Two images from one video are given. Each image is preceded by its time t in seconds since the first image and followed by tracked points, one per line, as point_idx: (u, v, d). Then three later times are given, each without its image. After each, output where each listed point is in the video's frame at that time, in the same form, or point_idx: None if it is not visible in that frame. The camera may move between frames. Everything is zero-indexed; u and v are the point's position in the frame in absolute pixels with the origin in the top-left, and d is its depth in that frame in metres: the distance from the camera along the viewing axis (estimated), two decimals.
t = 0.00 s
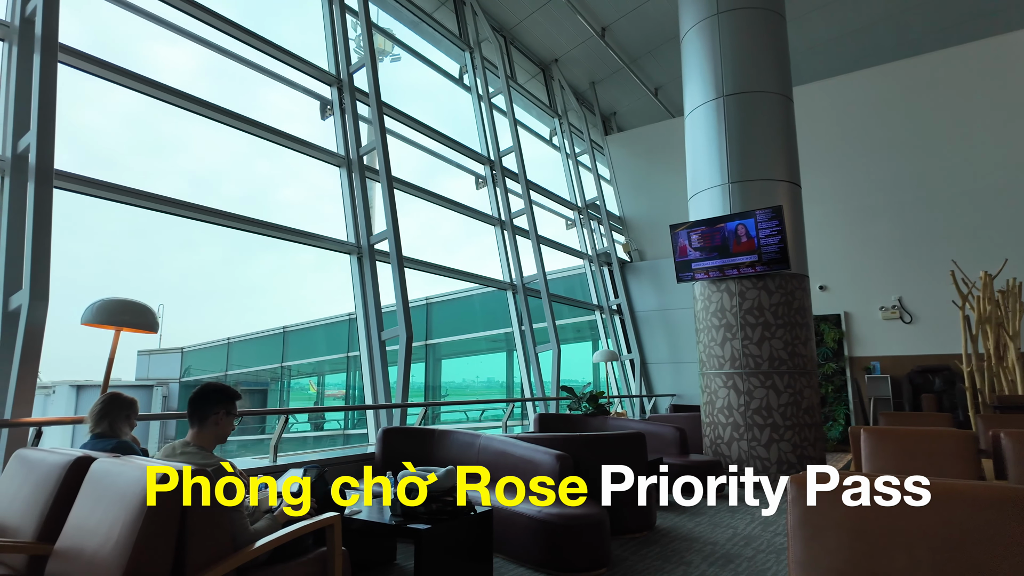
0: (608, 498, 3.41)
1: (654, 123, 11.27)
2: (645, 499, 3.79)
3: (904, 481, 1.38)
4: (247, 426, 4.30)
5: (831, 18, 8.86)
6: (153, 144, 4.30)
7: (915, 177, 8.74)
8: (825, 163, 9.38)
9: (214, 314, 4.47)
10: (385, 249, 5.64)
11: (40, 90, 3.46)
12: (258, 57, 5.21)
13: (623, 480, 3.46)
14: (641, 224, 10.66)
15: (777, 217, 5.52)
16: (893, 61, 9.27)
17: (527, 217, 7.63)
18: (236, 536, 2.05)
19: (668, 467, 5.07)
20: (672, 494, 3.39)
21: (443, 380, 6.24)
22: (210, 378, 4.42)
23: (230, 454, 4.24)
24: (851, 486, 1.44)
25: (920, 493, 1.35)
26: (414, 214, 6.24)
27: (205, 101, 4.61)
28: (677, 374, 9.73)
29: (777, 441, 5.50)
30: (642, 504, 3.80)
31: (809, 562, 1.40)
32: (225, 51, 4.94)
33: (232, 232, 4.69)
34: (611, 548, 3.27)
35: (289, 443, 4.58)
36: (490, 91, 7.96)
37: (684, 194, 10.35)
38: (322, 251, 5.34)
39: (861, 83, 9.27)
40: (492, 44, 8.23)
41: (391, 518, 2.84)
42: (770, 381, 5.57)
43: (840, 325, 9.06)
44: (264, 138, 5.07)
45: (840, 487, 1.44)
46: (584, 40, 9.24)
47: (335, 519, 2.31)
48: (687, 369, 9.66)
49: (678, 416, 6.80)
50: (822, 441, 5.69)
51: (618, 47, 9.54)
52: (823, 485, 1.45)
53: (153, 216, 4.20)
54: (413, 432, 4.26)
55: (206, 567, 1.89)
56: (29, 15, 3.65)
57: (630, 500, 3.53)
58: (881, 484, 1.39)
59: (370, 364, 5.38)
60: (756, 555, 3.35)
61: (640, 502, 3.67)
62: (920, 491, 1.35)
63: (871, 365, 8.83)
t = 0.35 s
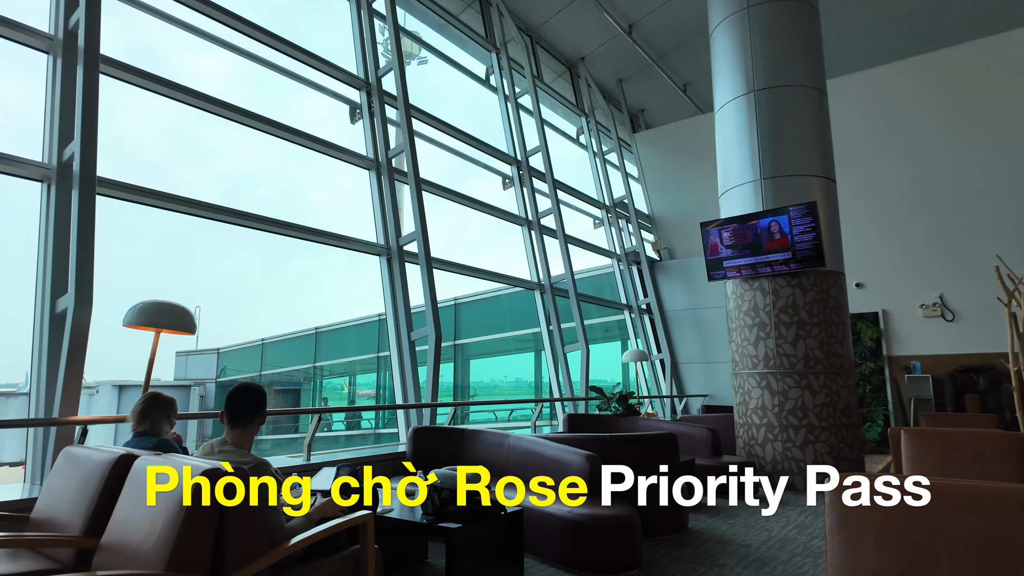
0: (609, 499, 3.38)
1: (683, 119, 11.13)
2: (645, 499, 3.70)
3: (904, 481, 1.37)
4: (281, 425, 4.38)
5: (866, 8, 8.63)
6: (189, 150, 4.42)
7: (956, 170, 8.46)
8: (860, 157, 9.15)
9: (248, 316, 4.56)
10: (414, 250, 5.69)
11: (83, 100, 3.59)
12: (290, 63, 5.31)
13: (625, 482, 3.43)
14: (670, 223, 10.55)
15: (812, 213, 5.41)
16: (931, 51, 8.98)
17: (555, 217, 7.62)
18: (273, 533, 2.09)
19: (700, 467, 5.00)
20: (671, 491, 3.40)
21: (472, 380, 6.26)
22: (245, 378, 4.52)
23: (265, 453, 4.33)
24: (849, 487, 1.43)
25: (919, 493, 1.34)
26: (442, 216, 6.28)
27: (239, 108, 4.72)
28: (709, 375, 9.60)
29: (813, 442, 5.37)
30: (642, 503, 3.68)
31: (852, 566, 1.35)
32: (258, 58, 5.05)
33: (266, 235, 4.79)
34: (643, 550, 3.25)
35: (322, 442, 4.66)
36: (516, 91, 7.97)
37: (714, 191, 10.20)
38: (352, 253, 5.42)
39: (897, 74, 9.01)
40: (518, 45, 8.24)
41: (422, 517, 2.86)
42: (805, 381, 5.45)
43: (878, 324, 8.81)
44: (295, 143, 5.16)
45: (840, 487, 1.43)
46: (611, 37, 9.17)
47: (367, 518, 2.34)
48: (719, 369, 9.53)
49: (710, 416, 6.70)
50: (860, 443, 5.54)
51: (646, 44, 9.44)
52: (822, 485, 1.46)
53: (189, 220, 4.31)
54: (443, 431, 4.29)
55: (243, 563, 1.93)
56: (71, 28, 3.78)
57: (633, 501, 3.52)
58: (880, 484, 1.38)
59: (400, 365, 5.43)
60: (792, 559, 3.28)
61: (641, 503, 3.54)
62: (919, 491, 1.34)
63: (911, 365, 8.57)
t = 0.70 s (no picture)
0: (609, 499, 3.34)
1: (713, 115, 10.97)
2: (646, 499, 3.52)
3: (904, 482, 1.38)
4: (314, 424, 4.46)
5: None
6: (224, 156, 4.53)
7: (1000, 161, 8.16)
8: (898, 151, 8.88)
9: (281, 317, 4.66)
10: (443, 251, 5.73)
11: (124, 109, 3.71)
12: (320, 69, 5.40)
13: (625, 481, 3.40)
14: (701, 220, 10.40)
15: (848, 209, 5.28)
16: (973, 39, 8.66)
17: (583, 216, 7.59)
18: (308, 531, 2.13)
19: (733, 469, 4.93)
20: (675, 490, 3.43)
21: (501, 380, 6.27)
22: (280, 378, 4.62)
23: (300, 451, 4.42)
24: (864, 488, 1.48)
25: (920, 493, 1.34)
26: (470, 217, 6.31)
27: (272, 114, 4.82)
28: (742, 375, 9.44)
29: (851, 443, 5.24)
30: (641, 502, 3.50)
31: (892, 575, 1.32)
32: (290, 65, 5.15)
33: (298, 238, 4.87)
34: (676, 552, 3.21)
35: (354, 441, 4.73)
36: (544, 90, 7.96)
37: (746, 188, 10.03)
38: (383, 254, 5.47)
39: (936, 64, 8.73)
40: (545, 44, 8.24)
41: (454, 515, 2.88)
42: (843, 381, 5.32)
43: (918, 322, 8.54)
44: (326, 147, 5.25)
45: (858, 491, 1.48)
46: (638, 34, 9.09)
47: (401, 516, 2.36)
48: (753, 369, 9.37)
49: (743, 417, 6.59)
50: (901, 444, 5.38)
51: (674, 40, 9.32)
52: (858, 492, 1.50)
53: (225, 225, 4.42)
54: (473, 431, 4.31)
55: (280, 559, 1.97)
56: (113, 40, 3.91)
57: (635, 499, 3.47)
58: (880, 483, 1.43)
59: (430, 364, 5.47)
60: (830, 563, 3.21)
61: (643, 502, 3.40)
62: (919, 492, 1.35)
63: (954, 364, 8.28)
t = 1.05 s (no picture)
0: (609, 498, 3.40)
1: (746, 110, 10.77)
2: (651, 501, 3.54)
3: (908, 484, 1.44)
4: (349, 423, 4.54)
5: None
6: (259, 161, 4.63)
7: None
8: (941, 142, 8.57)
9: (316, 318, 4.75)
10: (473, 252, 5.75)
11: (165, 117, 3.83)
12: (351, 74, 5.48)
13: (625, 481, 3.52)
14: (735, 217, 10.21)
15: (889, 203, 5.12)
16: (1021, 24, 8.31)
17: (613, 215, 7.53)
18: (344, 529, 2.17)
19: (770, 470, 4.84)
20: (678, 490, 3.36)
21: (532, 380, 6.27)
22: (315, 378, 4.71)
23: (335, 450, 4.49)
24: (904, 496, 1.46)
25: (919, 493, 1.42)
26: (500, 217, 6.33)
27: (305, 119, 4.91)
28: (779, 374, 9.25)
29: (894, 445, 5.08)
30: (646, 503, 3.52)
31: None
32: (322, 70, 5.23)
33: (332, 241, 4.95)
34: (712, 554, 3.16)
35: (388, 441, 4.79)
36: (573, 89, 7.93)
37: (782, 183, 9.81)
38: (414, 255, 5.52)
39: (982, 52, 8.41)
40: (574, 43, 8.20)
41: (487, 515, 2.90)
42: (885, 381, 5.16)
43: (965, 319, 8.23)
44: (358, 150, 5.32)
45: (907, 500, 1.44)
46: (668, 30, 8.98)
47: (435, 515, 2.39)
48: (791, 369, 9.17)
49: (780, 418, 6.45)
50: (947, 446, 5.20)
51: (705, 35, 9.18)
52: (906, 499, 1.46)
53: (262, 228, 4.52)
54: (506, 431, 4.31)
55: (317, 556, 2.01)
56: (154, 51, 4.03)
57: (643, 498, 3.44)
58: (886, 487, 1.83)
59: (462, 364, 5.50)
60: (874, 568, 3.11)
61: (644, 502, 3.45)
62: (919, 492, 1.42)
63: (1004, 363, 7.96)
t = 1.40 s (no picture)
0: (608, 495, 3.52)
1: (779, 104, 10.55)
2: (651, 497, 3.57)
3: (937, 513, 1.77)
4: (382, 422, 4.59)
5: None
6: (292, 165, 4.72)
7: None
8: (987, 133, 8.25)
9: (347, 319, 4.82)
10: (502, 253, 5.77)
11: (202, 125, 3.94)
12: (381, 77, 5.55)
13: (625, 481, 3.68)
14: (769, 214, 10.02)
15: (931, 197, 4.96)
16: None
17: (643, 213, 7.47)
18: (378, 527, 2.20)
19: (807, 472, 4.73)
20: (675, 491, 3.32)
21: (562, 380, 6.24)
22: (348, 378, 4.78)
23: (368, 449, 4.55)
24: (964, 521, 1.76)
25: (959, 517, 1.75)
26: (529, 217, 6.33)
27: (336, 124, 4.99)
28: (816, 374, 9.04)
29: (938, 446, 4.92)
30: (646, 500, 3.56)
31: None
32: (352, 75, 5.31)
33: (363, 243, 5.02)
34: (747, 556, 3.11)
35: (419, 440, 4.83)
36: (601, 87, 7.88)
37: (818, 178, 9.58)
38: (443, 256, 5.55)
39: None
40: (602, 40, 8.16)
41: (519, 515, 2.90)
42: (928, 381, 5.00)
43: (1014, 317, 7.91)
44: (387, 153, 5.38)
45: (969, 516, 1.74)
46: (698, 25, 8.86)
47: (467, 514, 2.40)
48: (829, 368, 8.95)
49: (817, 418, 6.30)
50: (996, 448, 5.01)
51: (736, 29, 9.02)
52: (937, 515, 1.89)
53: (295, 231, 4.60)
54: (536, 431, 4.31)
55: (352, 553, 2.04)
56: (191, 60, 4.15)
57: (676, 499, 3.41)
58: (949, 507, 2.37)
59: (492, 364, 5.51)
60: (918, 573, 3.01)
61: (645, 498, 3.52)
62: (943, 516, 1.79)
63: None
